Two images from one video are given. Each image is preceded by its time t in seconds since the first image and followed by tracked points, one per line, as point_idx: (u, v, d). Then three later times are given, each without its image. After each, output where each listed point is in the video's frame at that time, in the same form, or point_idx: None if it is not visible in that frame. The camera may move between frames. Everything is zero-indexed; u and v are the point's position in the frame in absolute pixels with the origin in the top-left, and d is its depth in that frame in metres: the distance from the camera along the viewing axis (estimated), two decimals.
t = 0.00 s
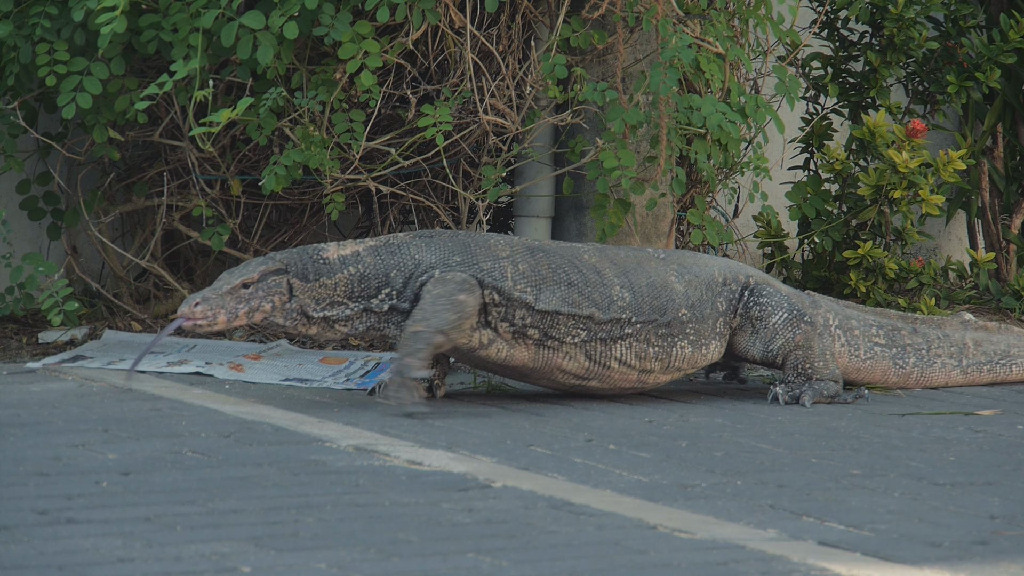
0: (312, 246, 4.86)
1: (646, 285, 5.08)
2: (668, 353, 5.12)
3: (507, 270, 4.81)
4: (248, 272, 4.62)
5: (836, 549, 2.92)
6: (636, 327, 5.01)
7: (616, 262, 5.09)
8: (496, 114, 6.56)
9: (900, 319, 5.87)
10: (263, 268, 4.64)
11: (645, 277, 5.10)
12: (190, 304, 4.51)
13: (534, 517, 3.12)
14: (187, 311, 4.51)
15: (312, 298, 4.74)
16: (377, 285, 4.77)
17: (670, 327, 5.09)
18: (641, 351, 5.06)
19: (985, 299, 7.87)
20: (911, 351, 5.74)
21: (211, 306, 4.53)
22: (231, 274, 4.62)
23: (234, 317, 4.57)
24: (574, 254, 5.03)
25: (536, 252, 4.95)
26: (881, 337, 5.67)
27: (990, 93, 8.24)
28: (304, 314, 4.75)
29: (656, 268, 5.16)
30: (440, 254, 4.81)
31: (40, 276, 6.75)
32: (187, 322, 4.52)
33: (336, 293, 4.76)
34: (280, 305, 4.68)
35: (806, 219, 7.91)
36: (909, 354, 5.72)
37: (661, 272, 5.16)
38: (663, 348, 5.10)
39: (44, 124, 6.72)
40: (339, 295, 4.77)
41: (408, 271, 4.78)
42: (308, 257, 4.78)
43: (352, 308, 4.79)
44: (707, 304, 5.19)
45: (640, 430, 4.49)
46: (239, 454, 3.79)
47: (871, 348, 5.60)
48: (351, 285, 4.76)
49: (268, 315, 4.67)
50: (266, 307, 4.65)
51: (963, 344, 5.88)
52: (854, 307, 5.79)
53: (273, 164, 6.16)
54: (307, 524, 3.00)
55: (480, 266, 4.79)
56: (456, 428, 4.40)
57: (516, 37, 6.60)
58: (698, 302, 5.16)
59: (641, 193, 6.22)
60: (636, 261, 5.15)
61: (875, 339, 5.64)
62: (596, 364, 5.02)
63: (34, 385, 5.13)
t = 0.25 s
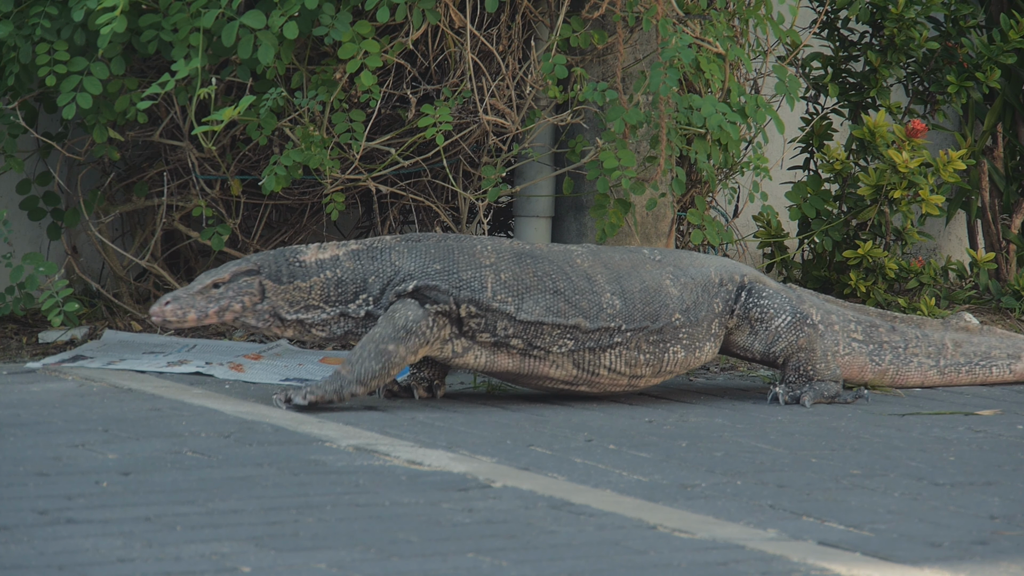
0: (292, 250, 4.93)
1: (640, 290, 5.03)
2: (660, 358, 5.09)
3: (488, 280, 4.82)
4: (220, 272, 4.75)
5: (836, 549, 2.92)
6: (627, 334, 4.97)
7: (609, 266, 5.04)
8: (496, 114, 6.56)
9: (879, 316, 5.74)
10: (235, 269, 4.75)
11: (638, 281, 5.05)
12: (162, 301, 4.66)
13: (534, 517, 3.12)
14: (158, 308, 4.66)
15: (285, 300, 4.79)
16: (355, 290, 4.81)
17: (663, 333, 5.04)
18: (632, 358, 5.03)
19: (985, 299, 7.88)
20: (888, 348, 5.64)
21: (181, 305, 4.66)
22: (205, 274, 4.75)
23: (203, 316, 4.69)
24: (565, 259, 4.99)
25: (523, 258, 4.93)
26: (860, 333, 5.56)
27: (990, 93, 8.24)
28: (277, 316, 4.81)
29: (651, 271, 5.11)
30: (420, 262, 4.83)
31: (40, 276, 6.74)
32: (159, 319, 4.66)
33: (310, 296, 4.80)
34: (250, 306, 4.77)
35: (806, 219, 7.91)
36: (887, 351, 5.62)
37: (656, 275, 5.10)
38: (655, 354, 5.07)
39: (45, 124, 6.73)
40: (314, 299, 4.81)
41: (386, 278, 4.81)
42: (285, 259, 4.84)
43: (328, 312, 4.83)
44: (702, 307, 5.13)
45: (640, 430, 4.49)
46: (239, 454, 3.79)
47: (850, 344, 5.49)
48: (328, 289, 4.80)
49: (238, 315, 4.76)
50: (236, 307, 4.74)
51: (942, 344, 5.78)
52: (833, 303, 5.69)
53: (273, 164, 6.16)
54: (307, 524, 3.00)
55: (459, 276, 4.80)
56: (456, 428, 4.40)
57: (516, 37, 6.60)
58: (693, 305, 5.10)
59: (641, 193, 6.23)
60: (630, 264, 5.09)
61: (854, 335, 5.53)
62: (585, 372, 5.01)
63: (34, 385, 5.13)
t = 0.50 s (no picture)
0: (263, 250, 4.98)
1: (621, 290, 4.99)
2: (642, 357, 5.04)
3: (462, 279, 4.81)
4: (186, 272, 4.87)
5: (836, 549, 2.92)
6: (606, 334, 4.94)
7: (590, 265, 5.01)
8: (496, 114, 6.56)
9: (851, 316, 5.75)
10: (200, 270, 4.86)
11: (620, 281, 5.01)
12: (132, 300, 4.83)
13: (534, 517, 3.12)
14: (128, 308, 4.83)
15: (247, 299, 4.86)
16: (323, 289, 4.82)
17: (644, 332, 5.00)
18: (613, 358, 4.99)
19: (985, 299, 7.90)
20: (861, 348, 5.61)
21: (147, 305, 4.81)
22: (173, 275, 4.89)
23: (169, 315, 4.82)
24: (546, 258, 4.97)
25: (502, 257, 4.91)
26: (833, 334, 5.55)
27: (990, 93, 8.24)
28: (240, 314, 4.88)
29: (634, 272, 5.07)
30: (394, 262, 4.82)
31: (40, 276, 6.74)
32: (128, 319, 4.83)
33: (274, 296, 4.85)
34: (213, 306, 4.85)
35: (806, 219, 7.91)
36: (860, 352, 5.59)
37: (638, 275, 5.07)
38: (637, 354, 5.03)
39: (45, 124, 6.73)
40: (278, 298, 4.85)
41: (358, 278, 4.81)
42: (250, 259, 4.89)
43: (294, 310, 4.86)
44: (686, 308, 5.08)
45: (641, 430, 4.49)
46: (239, 454, 3.79)
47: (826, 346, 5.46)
48: (293, 288, 4.84)
49: (203, 314, 4.86)
50: (199, 307, 4.84)
51: (913, 344, 5.76)
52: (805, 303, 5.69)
53: (273, 164, 6.16)
54: (307, 524, 3.00)
55: (432, 276, 4.80)
56: (456, 428, 4.40)
57: (516, 37, 6.60)
58: (676, 306, 5.05)
59: (641, 193, 6.23)
60: (613, 264, 5.06)
61: (829, 337, 5.52)
62: (565, 371, 4.98)
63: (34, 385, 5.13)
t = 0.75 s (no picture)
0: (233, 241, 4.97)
1: (591, 284, 4.99)
2: (611, 353, 5.04)
3: (436, 271, 4.82)
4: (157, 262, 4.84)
5: (836, 550, 2.92)
6: (575, 328, 4.93)
7: (561, 260, 5.02)
8: (496, 114, 6.56)
9: (839, 316, 5.71)
10: (171, 259, 4.84)
11: (590, 276, 5.01)
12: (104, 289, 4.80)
13: (534, 517, 3.12)
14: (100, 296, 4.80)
15: (217, 289, 4.83)
16: (292, 278, 4.81)
17: (613, 327, 4.99)
18: (582, 353, 4.99)
19: (985, 299, 7.91)
20: (846, 351, 5.59)
21: (121, 293, 4.78)
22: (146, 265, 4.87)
23: (141, 305, 4.79)
24: (518, 252, 4.98)
25: (474, 250, 4.92)
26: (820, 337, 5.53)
27: (990, 93, 8.24)
28: (209, 305, 4.85)
29: (605, 267, 5.08)
30: (367, 254, 4.83)
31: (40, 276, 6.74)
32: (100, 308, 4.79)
33: (244, 285, 4.82)
34: (184, 296, 4.84)
35: (806, 219, 7.91)
36: (845, 354, 5.57)
37: (609, 270, 5.07)
38: (607, 349, 5.02)
39: (45, 124, 6.73)
40: (248, 287, 4.83)
41: (330, 268, 4.80)
42: (220, 249, 4.87)
43: (263, 300, 4.83)
44: (658, 304, 5.07)
45: (641, 430, 4.49)
46: (239, 454, 3.79)
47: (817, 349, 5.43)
48: (262, 276, 4.82)
49: (174, 305, 4.84)
50: (171, 297, 4.82)
51: (899, 346, 5.76)
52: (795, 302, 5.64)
53: (274, 164, 6.16)
54: (307, 524, 3.00)
55: (405, 267, 4.81)
56: (456, 428, 4.40)
57: (516, 37, 6.60)
58: (647, 302, 5.05)
59: (641, 193, 6.24)
60: (584, 260, 5.07)
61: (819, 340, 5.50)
62: (534, 366, 4.96)
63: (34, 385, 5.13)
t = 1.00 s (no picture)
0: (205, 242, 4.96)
1: (562, 281, 5.00)
2: (582, 349, 5.03)
3: (409, 264, 4.82)
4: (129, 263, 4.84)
5: (836, 550, 2.92)
6: (545, 324, 4.93)
7: (532, 257, 5.03)
8: (496, 114, 6.56)
9: (821, 318, 5.72)
10: (143, 260, 4.83)
11: (560, 273, 5.02)
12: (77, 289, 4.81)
13: (534, 517, 3.12)
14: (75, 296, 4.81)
15: (186, 290, 4.82)
16: (262, 277, 4.79)
17: (584, 324, 4.99)
18: (553, 348, 4.98)
19: (985, 299, 7.92)
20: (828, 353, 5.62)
21: (93, 293, 4.78)
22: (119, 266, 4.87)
23: (112, 305, 4.78)
24: (488, 248, 4.99)
25: (446, 245, 4.94)
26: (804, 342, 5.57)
27: (989, 93, 8.24)
28: (179, 307, 4.84)
29: (576, 264, 5.08)
30: (339, 250, 4.82)
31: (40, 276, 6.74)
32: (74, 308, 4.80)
33: (213, 285, 4.81)
34: (154, 297, 4.82)
35: (806, 219, 7.91)
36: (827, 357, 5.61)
37: (579, 268, 5.07)
38: (577, 345, 5.01)
39: (45, 124, 6.73)
40: (217, 287, 4.81)
41: (300, 265, 4.79)
42: (191, 250, 4.87)
43: (233, 299, 4.82)
44: (629, 303, 5.08)
45: (641, 430, 4.49)
46: (239, 454, 3.79)
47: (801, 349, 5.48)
48: (231, 276, 4.80)
49: (144, 306, 4.82)
50: (141, 298, 4.80)
51: (881, 348, 5.76)
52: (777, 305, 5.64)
53: (274, 164, 6.17)
54: (307, 524, 3.00)
55: (377, 261, 4.80)
56: (456, 428, 4.40)
57: (516, 37, 6.60)
58: (619, 300, 5.05)
59: (640, 193, 6.25)
60: (554, 256, 5.08)
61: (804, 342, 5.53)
62: (505, 361, 4.96)
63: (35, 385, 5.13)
